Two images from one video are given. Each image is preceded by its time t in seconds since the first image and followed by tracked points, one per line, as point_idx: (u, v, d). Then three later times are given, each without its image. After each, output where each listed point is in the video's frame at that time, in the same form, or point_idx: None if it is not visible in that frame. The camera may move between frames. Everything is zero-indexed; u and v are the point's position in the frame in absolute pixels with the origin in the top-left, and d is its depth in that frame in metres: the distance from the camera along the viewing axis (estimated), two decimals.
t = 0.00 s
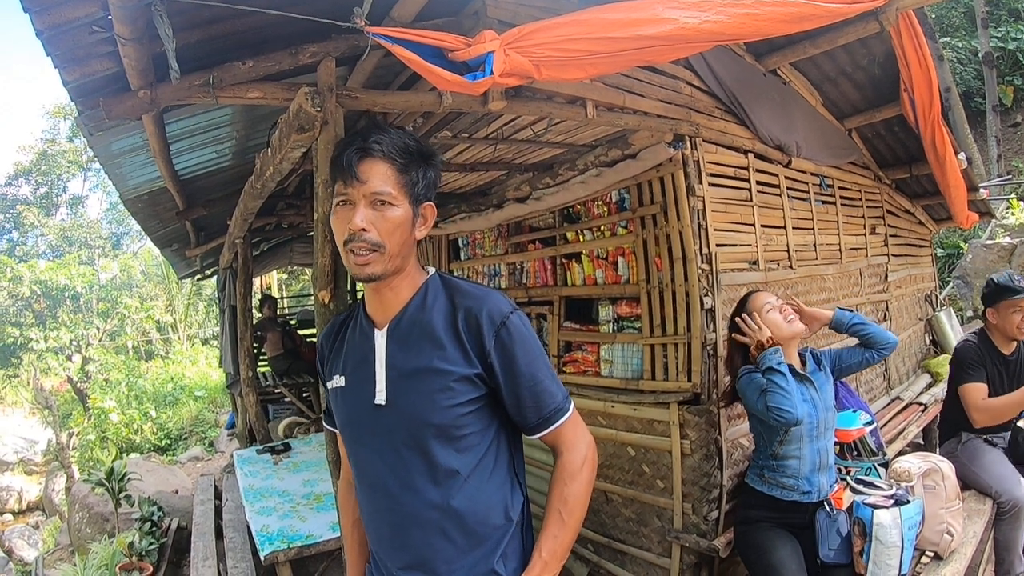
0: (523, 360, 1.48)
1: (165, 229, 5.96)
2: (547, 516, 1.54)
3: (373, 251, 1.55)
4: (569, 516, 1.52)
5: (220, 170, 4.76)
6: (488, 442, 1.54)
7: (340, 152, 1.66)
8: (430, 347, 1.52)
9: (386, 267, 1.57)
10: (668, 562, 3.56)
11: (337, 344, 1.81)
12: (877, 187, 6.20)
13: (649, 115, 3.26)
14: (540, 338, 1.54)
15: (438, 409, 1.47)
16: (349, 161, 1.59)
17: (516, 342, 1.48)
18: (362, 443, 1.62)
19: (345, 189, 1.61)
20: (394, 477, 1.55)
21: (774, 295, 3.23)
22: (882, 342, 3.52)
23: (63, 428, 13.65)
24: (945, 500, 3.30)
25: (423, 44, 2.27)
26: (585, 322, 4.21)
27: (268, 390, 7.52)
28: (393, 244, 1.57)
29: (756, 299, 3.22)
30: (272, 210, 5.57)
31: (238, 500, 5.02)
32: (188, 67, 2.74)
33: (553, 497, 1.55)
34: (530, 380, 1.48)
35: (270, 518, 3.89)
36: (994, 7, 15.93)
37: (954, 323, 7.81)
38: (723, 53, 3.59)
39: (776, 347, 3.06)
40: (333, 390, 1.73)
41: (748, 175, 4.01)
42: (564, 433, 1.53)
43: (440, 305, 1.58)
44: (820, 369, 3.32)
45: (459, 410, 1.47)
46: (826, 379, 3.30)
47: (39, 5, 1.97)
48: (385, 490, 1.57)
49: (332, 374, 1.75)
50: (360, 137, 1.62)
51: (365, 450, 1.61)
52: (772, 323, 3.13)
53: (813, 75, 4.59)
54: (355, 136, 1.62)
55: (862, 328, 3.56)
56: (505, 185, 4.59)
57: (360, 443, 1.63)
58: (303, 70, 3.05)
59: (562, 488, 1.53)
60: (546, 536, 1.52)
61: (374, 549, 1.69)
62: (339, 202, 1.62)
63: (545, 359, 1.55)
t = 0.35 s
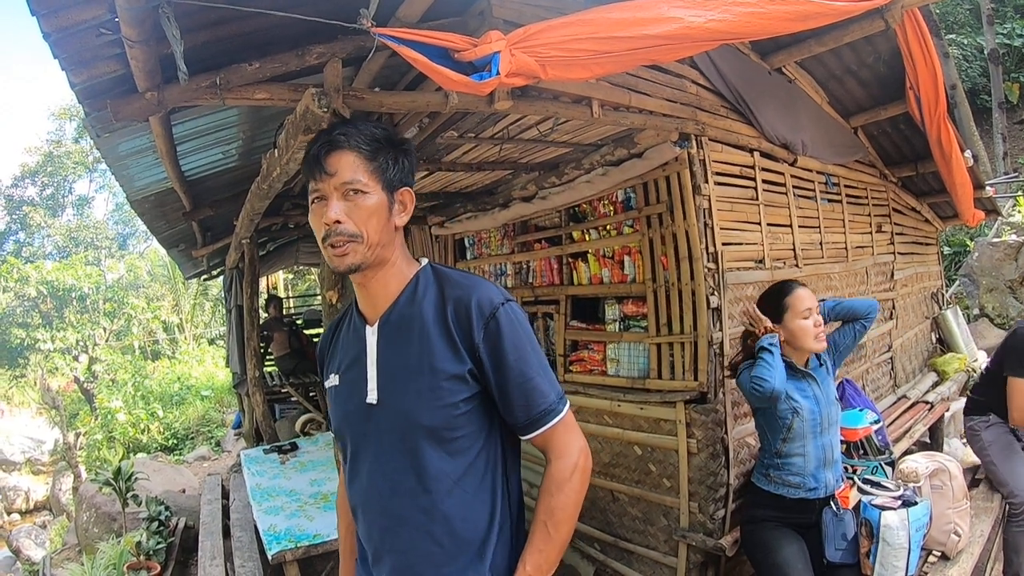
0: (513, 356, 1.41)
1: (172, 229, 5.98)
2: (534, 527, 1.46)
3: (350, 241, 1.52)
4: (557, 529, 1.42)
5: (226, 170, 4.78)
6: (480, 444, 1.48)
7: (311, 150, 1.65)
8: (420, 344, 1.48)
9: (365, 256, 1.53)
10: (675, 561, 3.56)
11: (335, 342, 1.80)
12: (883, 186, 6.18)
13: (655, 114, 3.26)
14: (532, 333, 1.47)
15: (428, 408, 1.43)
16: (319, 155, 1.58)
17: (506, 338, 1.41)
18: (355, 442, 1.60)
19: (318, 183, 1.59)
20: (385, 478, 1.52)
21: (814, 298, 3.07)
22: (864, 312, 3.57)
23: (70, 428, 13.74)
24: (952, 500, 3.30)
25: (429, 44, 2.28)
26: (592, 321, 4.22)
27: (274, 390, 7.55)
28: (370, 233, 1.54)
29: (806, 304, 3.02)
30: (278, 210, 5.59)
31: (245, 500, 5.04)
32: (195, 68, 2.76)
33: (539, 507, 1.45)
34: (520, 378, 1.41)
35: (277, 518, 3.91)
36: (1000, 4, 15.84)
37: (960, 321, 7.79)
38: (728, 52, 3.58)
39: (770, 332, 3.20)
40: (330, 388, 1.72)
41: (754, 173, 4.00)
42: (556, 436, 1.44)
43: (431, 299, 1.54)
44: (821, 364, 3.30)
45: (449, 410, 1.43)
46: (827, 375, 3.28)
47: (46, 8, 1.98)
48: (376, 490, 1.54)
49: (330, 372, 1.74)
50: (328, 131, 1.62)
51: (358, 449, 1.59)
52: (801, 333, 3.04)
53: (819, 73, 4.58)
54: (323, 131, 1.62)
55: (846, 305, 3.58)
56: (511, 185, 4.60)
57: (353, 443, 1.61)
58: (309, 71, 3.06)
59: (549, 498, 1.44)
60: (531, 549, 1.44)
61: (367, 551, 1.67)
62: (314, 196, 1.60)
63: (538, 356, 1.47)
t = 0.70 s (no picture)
0: (515, 353, 1.48)
1: (178, 231, 6.00)
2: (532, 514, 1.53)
3: (361, 236, 1.50)
4: (553, 512, 1.52)
5: (232, 171, 4.80)
6: (481, 441, 1.51)
7: (325, 135, 1.61)
8: (424, 344, 1.48)
9: (373, 252, 1.51)
10: (682, 560, 3.56)
11: (312, 345, 1.71)
12: (889, 184, 6.17)
13: (661, 113, 3.26)
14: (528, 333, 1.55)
15: (436, 407, 1.43)
16: (340, 142, 1.55)
17: (509, 336, 1.47)
18: (347, 447, 1.54)
19: (332, 171, 1.56)
20: (386, 481, 1.48)
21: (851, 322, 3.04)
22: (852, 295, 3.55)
23: (76, 429, 13.81)
24: (958, 497, 3.36)
25: (437, 45, 2.28)
26: (598, 320, 4.22)
27: (280, 390, 7.57)
28: (382, 230, 1.53)
29: (835, 333, 3.00)
30: (284, 211, 5.60)
31: (253, 500, 5.06)
32: (203, 69, 2.77)
33: (535, 493, 1.54)
34: (521, 373, 1.48)
35: (285, 517, 3.92)
36: (1005, 1, 15.79)
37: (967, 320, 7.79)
38: (734, 50, 3.58)
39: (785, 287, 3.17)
40: (312, 393, 1.63)
41: (760, 172, 4.00)
42: (551, 427, 1.53)
43: (430, 300, 1.55)
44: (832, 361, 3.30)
45: (457, 408, 1.44)
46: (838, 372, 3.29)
47: (55, 9, 1.99)
48: (375, 494, 1.50)
49: (311, 376, 1.65)
50: (350, 119, 1.59)
51: (352, 453, 1.53)
52: (821, 351, 3.05)
53: (824, 72, 4.57)
54: (342, 119, 1.58)
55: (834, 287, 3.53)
56: (517, 185, 4.61)
57: (345, 447, 1.54)
58: (316, 72, 3.07)
59: (545, 483, 1.53)
60: (531, 532, 1.52)
61: (356, 561, 1.60)
62: (325, 183, 1.56)
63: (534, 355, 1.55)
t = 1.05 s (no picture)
0: (496, 348, 1.61)
1: (183, 233, 6.02)
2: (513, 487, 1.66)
3: (364, 251, 1.48)
4: (533, 482, 1.68)
5: (236, 174, 4.82)
6: (472, 432, 1.59)
7: (322, 142, 1.56)
8: (420, 345, 1.52)
9: (374, 267, 1.50)
10: (685, 561, 3.57)
11: (287, 354, 1.57)
12: (892, 185, 6.16)
13: (663, 115, 3.27)
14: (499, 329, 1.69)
15: (438, 404, 1.47)
16: (346, 153, 1.52)
17: (493, 334, 1.59)
18: (346, 456, 1.48)
19: (333, 182, 1.52)
20: (392, 484, 1.47)
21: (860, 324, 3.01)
22: (865, 293, 3.58)
23: (80, 430, 13.88)
24: (962, 499, 3.32)
25: (440, 48, 2.30)
26: (601, 322, 4.23)
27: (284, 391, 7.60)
28: (382, 244, 1.52)
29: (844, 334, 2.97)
30: (288, 213, 5.62)
31: (257, 501, 5.07)
32: (207, 73, 2.79)
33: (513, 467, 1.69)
34: (501, 365, 1.62)
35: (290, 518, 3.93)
36: (1008, 2, 15.77)
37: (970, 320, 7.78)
38: (736, 53, 3.59)
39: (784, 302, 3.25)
40: (296, 404, 1.52)
41: (763, 174, 4.01)
42: (524, 409, 1.69)
43: (416, 303, 1.59)
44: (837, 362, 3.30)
45: (454, 402, 1.51)
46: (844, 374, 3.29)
47: (62, 14, 2.01)
48: (379, 497, 1.48)
49: (293, 387, 1.53)
50: (351, 129, 1.56)
51: (351, 461, 1.48)
52: (828, 352, 3.05)
53: (827, 73, 4.57)
54: (342, 128, 1.55)
55: (846, 282, 3.58)
56: (520, 187, 4.62)
57: (343, 456, 1.48)
58: (320, 75, 3.09)
59: (521, 455, 1.69)
60: (517, 498, 1.64)
61: (354, 569, 1.55)
62: (324, 194, 1.52)
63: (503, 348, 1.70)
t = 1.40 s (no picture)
0: (503, 344, 1.69)
1: (184, 234, 6.03)
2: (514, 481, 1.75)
3: (395, 247, 1.52)
4: (533, 474, 1.79)
5: (236, 175, 4.83)
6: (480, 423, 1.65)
7: (353, 142, 1.58)
8: (437, 338, 1.57)
9: (402, 263, 1.54)
10: (686, 562, 3.56)
11: (305, 348, 1.59)
12: (893, 185, 6.15)
13: (663, 115, 3.27)
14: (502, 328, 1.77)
15: (454, 394, 1.53)
16: (381, 154, 1.54)
17: (500, 331, 1.68)
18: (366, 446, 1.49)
19: (366, 181, 1.55)
20: (410, 473, 1.49)
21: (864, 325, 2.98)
22: (866, 297, 3.53)
23: (82, 431, 13.89)
24: (963, 500, 3.31)
25: (439, 50, 2.30)
26: (602, 323, 4.22)
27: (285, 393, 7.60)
28: (410, 242, 1.57)
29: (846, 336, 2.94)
30: (289, 215, 5.63)
31: (258, 502, 5.07)
32: (207, 74, 2.79)
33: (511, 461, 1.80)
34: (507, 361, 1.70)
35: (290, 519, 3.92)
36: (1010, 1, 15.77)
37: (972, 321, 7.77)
38: (736, 53, 3.58)
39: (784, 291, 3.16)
40: (315, 395, 1.52)
41: (763, 174, 4.01)
42: (522, 405, 1.78)
43: (430, 299, 1.65)
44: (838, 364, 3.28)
45: (468, 393, 1.57)
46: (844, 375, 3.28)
47: (63, 17, 2.02)
48: (398, 486, 1.49)
49: (311, 378, 1.53)
50: (382, 132, 1.59)
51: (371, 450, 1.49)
52: (828, 353, 3.03)
53: (828, 73, 4.57)
54: (374, 131, 1.57)
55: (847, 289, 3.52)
56: (521, 188, 4.63)
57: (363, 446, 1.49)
58: (320, 77, 3.09)
59: (520, 449, 1.80)
60: (519, 489, 1.74)
61: (367, 560, 1.55)
62: (356, 192, 1.54)
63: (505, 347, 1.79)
